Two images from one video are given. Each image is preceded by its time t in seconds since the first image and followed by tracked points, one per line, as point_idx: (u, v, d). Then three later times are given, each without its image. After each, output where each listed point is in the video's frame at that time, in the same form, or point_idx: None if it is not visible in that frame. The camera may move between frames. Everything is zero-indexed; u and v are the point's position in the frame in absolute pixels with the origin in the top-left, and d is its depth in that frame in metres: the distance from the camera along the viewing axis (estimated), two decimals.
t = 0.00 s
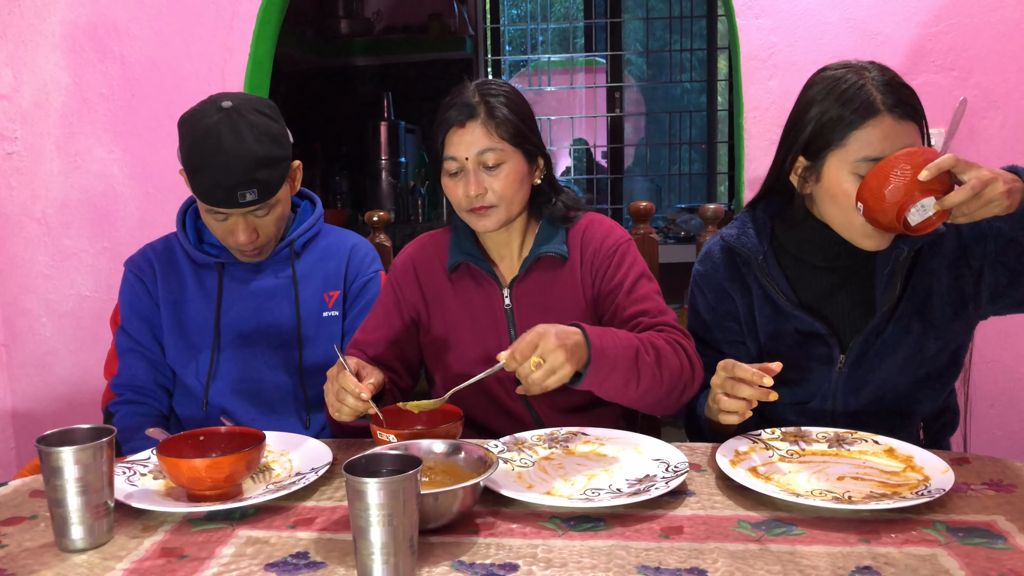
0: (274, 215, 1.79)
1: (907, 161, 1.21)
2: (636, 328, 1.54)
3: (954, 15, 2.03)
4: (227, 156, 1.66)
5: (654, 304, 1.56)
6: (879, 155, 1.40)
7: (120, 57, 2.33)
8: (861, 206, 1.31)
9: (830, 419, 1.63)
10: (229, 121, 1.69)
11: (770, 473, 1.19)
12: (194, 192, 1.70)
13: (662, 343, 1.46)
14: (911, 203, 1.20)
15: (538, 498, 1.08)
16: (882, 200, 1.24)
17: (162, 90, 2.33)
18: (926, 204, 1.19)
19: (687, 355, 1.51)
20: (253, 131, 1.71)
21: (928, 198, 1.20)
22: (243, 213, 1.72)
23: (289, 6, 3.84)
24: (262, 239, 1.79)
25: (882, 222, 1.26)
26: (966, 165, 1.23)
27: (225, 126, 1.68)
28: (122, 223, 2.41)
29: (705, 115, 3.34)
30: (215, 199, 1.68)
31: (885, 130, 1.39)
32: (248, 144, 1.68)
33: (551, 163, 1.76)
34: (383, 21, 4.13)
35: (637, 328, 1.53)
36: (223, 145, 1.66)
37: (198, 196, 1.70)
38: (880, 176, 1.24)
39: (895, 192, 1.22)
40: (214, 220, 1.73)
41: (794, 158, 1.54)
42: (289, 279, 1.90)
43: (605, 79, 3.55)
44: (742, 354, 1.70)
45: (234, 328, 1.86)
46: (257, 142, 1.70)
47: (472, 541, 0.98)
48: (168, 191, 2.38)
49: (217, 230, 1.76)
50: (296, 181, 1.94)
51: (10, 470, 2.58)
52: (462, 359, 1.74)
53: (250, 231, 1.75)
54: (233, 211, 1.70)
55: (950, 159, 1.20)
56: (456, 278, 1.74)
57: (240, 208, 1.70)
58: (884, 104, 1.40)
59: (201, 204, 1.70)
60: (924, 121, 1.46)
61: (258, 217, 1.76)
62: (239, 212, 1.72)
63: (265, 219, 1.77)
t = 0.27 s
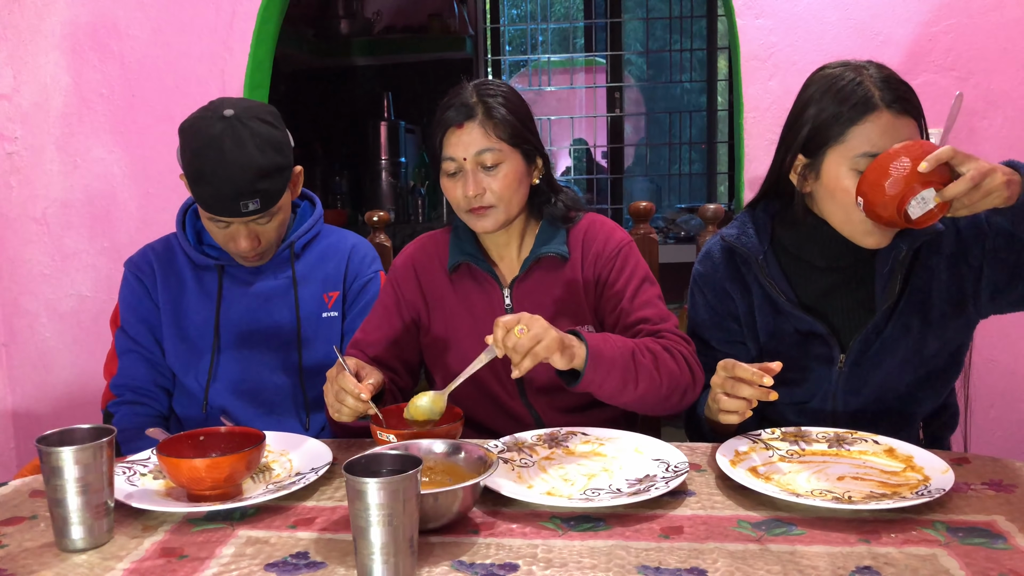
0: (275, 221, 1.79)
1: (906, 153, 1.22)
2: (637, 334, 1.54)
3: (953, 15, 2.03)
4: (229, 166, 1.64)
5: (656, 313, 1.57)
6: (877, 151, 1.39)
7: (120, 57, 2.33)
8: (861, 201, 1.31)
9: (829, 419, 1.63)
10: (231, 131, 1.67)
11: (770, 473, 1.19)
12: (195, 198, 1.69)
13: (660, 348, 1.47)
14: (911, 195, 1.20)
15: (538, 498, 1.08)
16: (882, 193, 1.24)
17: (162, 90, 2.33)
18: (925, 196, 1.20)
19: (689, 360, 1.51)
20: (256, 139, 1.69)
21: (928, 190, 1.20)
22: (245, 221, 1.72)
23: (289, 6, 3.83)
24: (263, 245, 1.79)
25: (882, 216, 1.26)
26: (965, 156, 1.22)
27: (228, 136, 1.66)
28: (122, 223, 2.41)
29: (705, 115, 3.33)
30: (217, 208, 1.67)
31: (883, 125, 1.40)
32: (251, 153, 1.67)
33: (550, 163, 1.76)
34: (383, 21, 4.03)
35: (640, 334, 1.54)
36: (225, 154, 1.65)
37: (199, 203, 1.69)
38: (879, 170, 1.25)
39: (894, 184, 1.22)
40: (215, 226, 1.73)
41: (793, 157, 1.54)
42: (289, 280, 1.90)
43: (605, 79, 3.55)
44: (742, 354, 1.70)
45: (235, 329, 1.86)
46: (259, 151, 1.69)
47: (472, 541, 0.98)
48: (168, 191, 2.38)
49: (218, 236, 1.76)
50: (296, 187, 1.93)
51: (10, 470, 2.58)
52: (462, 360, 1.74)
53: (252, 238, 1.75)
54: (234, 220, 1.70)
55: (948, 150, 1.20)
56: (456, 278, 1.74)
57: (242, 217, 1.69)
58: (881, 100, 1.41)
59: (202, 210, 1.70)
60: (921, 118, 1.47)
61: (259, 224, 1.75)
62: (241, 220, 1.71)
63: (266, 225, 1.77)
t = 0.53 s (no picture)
0: (277, 222, 1.79)
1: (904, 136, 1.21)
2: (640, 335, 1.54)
3: (954, 15, 2.03)
4: (234, 169, 1.64)
5: (659, 313, 1.57)
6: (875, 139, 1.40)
7: (120, 57, 2.33)
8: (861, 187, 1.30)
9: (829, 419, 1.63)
10: (236, 133, 1.67)
11: (771, 473, 1.19)
12: (198, 200, 1.69)
13: (665, 352, 1.46)
14: (910, 177, 1.20)
15: (538, 498, 1.08)
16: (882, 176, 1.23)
17: (162, 90, 2.33)
18: (925, 178, 1.19)
19: (691, 361, 1.51)
20: (259, 142, 1.69)
21: (928, 171, 1.19)
22: (248, 223, 1.72)
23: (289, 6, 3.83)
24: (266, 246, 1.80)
25: (883, 201, 1.25)
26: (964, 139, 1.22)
27: (233, 138, 1.66)
28: (122, 223, 2.41)
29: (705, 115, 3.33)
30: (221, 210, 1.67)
31: (879, 114, 1.40)
32: (255, 155, 1.67)
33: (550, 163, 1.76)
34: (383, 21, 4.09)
35: (642, 336, 1.54)
36: (230, 156, 1.65)
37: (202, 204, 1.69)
38: (878, 154, 1.24)
39: (893, 167, 1.21)
40: (218, 228, 1.73)
41: (790, 153, 1.55)
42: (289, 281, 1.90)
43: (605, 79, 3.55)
44: (742, 354, 1.70)
45: (235, 330, 1.86)
46: (263, 154, 1.69)
47: (472, 541, 0.98)
48: (168, 191, 2.38)
49: (220, 238, 1.76)
50: (298, 188, 1.93)
51: (10, 470, 2.59)
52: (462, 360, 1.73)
53: (255, 240, 1.75)
54: (238, 223, 1.70)
55: (946, 132, 1.19)
56: (456, 278, 1.74)
57: (246, 220, 1.69)
58: (876, 91, 1.41)
59: (205, 212, 1.69)
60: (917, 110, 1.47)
61: (263, 226, 1.76)
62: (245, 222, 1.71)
63: (269, 227, 1.77)
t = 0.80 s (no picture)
0: (280, 224, 1.79)
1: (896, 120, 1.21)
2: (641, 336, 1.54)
3: (954, 15, 2.03)
4: (238, 170, 1.64)
5: (660, 313, 1.57)
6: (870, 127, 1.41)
7: (120, 57, 2.33)
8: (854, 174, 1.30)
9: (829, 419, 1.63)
10: (239, 134, 1.66)
11: (771, 473, 1.19)
12: (201, 202, 1.68)
13: (667, 355, 1.46)
14: (904, 159, 1.20)
15: (538, 499, 1.08)
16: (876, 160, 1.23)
17: (162, 90, 2.33)
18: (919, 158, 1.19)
19: (692, 362, 1.51)
20: (262, 143, 1.69)
21: (921, 153, 1.20)
22: (252, 225, 1.72)
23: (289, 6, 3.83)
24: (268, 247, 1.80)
25: (877, 185, 1.25)
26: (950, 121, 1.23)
27: (236, 139, 1.66)
28: (122, 223, 2.41)
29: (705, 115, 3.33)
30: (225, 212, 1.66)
31: (873, 103, 1.42)
32: (258, 157, 1.67)
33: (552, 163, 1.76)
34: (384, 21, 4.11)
35: (643, 336, 1.54)
36: (234, 158, 1.64)
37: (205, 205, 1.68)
38: (869, 139, 1.24)
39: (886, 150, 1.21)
40: (222, 230, 1.72)
41: (785, 150, 1.55)
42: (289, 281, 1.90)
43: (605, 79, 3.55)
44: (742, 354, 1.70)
45: (235, 330, 1.86)
46: (266, 155, 1.69)
47: (472, 541, 0.98)
48: (168, 191, 2.38)
49: (223, 240, 1.75)
50: (298, 189, 1.92)
51: (10, 470, 2.59)
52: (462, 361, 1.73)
53: (258, 241, 1.75)
54: (242, 224, 1.70)
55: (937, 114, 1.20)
56: (456, 279, 1.74)
57: (250, 221, 1.69)
58: (868, 81, 1.43)
59: (208, 213, 1.69)
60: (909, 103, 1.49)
61: (266, 227, 1.76)
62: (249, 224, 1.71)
63: (272, 228, 1.77)
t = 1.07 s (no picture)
0: (280, 228, 1.79)
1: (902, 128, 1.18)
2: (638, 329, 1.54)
3: (954, 14, 2.03)
4: (238, 177, 1.64)
5: (657, 306, 1.58)
6: (861, 124, 1.41)
7: (120, 57, 2.33)
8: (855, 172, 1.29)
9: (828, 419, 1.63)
10: (240, 141, 1.66)
11: (770, 473, 1.19)
12: (201, 206, 1.68)
13: (668, 351, 1.46)
14: (903, 170, 1.18)
15: (538, 499, 1.08)
16: (875, 166, 1.22)
17: (162, 90, 2.33)
18: (917, 171, 1.17)
19: (692, 357, 1.51)
20: (263, 149, 1.69)
21: (921, 165, 1.17)
22: (252, 230, 1.72)
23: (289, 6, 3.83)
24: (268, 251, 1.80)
25: (875, 189, 1.24)
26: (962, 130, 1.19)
27: (236, 146, 1.66)
28: (122, 223, 2.41)
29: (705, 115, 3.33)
30: (225, 217, 1.66)
31: (863, 100, 1.42)
32: (259, 163, 1.67)
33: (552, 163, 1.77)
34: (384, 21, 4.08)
35: (641, 331, 1.54)
36: (234, 164, 1.64)
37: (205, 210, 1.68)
38: (874, 142, 1.22)
39: (886, 158, 1.19)
40: (221, 234, 1.72)
41: (778, 147, 1.56)
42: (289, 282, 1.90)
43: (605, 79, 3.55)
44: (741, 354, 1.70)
45: (234, 331, 1.86)
46: (266, 161, 1.69)
47: (472, 541, 0.98)
48: (168, 191, 2.38)
49: (223, 244, 1.76)
50: (298, 190, 1.91)
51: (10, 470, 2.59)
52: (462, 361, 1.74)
53: (259, 246, 1.75)
54: (242, 230, 1.70)
55: (944, 125, 1.16)
56: (456, 279, 1.74)
57: (250, 227, 1.69)
58: (858, 79, 1.43)
59: (208, 218, 1.69)
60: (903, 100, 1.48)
61: (266, 232, 1.76)
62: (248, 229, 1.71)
63: (272, 233, 1.78)
